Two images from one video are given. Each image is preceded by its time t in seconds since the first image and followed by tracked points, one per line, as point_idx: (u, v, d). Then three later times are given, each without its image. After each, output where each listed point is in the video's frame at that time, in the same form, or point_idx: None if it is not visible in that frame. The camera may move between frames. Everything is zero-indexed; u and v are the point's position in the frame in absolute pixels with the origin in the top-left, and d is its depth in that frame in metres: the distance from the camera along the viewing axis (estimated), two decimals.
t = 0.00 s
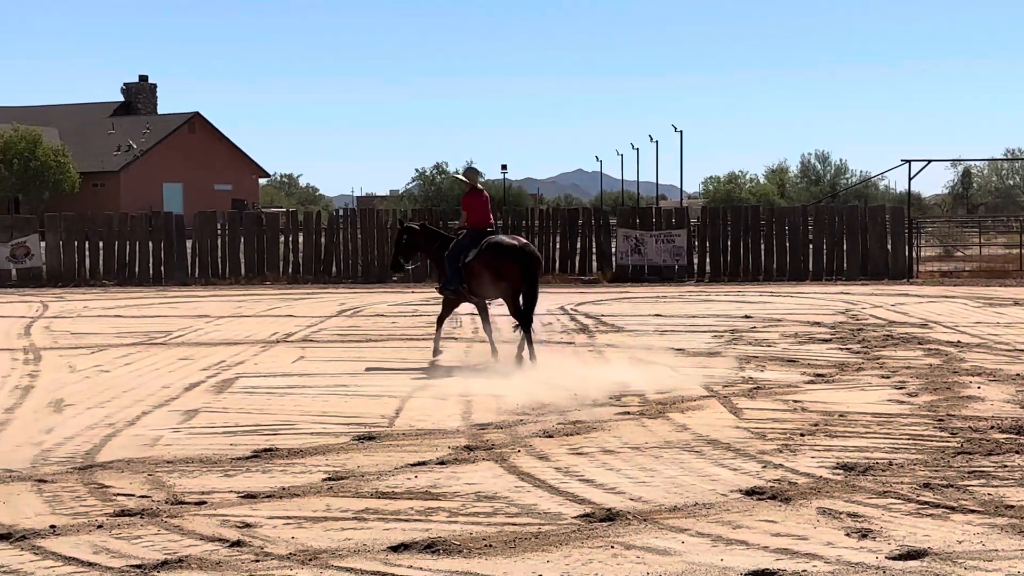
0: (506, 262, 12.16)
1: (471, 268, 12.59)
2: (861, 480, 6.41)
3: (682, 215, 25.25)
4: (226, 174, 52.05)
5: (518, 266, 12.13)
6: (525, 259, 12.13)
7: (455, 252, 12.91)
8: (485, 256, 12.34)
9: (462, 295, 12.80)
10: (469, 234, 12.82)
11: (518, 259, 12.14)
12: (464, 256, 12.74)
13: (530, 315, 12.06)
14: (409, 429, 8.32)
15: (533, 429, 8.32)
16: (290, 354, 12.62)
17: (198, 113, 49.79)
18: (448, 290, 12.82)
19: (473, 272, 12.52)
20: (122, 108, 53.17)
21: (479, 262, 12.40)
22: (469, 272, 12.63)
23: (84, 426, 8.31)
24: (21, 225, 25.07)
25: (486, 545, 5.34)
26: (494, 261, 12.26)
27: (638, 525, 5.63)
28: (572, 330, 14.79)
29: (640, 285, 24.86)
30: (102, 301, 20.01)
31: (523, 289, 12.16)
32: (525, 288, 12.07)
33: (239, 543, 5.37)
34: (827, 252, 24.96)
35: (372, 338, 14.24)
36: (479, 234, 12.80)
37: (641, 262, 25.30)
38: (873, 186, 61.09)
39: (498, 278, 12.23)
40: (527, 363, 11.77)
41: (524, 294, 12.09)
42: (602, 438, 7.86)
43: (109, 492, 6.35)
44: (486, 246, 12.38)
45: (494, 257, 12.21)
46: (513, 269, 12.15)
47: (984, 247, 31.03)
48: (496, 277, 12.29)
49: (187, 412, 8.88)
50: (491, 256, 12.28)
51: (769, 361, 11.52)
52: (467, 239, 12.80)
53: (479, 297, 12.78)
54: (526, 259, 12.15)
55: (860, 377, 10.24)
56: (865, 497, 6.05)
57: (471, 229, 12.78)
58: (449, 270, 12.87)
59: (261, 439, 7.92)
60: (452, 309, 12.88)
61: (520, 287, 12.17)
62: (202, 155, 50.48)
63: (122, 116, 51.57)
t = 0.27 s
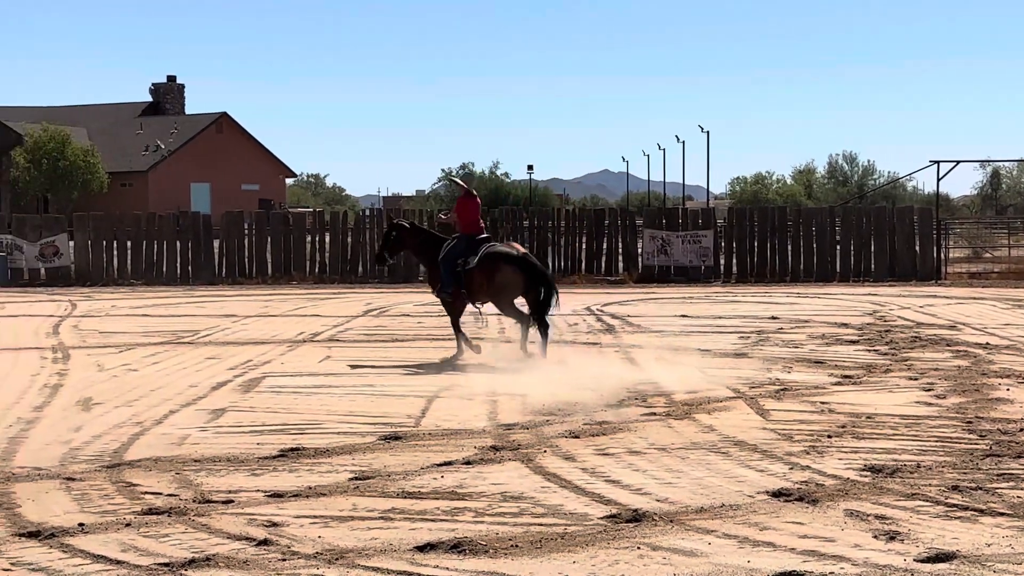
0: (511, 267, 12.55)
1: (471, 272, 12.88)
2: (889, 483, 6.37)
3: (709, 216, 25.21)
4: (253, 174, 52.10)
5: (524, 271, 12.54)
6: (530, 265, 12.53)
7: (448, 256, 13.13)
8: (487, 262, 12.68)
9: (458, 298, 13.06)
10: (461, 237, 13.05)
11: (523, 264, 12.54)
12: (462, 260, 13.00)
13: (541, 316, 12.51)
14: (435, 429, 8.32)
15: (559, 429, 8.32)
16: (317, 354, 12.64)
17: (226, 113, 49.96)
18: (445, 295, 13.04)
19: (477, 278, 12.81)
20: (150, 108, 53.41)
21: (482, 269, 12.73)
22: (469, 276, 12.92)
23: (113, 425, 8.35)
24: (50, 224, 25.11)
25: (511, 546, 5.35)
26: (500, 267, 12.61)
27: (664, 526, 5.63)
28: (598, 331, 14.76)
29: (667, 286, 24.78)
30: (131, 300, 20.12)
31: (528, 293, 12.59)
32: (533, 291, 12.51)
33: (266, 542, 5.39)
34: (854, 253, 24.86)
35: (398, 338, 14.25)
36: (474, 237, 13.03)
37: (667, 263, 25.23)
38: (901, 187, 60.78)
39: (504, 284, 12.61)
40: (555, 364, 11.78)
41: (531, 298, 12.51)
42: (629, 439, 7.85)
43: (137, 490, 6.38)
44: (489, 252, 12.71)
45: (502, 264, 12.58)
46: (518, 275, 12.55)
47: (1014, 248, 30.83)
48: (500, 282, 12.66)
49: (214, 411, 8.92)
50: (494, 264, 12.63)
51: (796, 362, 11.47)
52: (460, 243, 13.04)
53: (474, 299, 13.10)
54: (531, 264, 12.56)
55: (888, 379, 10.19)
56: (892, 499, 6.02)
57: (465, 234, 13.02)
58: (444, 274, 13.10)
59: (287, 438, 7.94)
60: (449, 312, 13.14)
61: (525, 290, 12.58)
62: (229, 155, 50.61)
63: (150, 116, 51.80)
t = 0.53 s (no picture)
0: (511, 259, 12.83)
1: (466, 264, 13.02)
2: (923, 485, 6.34)
3: (740, 217, 25.17)
4: (284, 174, 51.98)
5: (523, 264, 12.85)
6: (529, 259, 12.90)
7: (440, 249, 13.23)
8: (486, 253, 12.89)
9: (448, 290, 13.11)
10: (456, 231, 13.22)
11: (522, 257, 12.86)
12: (456, 252, 13.12)
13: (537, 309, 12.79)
14: (466, 429, 8.33)
15: (590, 430, 8.32)
16: (348, 353, 12.67)
17: (258, 113, 50.11)
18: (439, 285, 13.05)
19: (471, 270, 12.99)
20: (183, 108, 53.67)
21: (479, 260, 12.91)
22: (462, 268, 13.05)
23: (145, 424, 8.39)
24: (84, 224, 25.08)
25: (542, 546, 5.35)
26: (498, 259, 12.85)
27: (696, 528, 5.61)
28: (629, 332, 14.75)
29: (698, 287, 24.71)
30: (164, 299, 20.23)
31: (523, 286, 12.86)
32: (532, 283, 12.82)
33: (297, 541, 5.41)
34: (887, 254, 24.75)
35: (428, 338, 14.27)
36: (468, 232, 13.24)
37: (699, 263, 25.16)
38: (935, 187, 60.44)
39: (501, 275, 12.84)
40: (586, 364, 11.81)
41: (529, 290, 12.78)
42: (660, 440, 7.84)
43: (170, 489, 6.41)
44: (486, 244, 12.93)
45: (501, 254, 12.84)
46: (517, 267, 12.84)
47: None
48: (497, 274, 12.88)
49: (246, 411, 8.96)
50: (492, 255, 12.86)
51: (828, 363, 11.43)
52: (454, 236, 13.20)
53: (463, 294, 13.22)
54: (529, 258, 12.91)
55: (920, 381, 10.14)
56: (925, 502, 5.99)
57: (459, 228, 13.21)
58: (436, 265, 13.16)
59: (318, 438, 7.97)
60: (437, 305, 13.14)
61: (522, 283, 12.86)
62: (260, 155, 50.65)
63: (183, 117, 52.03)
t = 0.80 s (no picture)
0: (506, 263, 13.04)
1: (462, 268, 13.25)
2: (962, 487, 6.30)
3: (777, 217, 25.09)
4: (321, 174, 52.26)
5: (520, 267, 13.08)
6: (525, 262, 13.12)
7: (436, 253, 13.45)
8: (481, 256, 13.11)
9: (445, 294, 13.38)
10: (451, 234, 13.40)
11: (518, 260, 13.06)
12: (451, 256, 13.35)
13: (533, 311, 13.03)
14: (502, 429, 8.34)
15: (625, 430, 8.31)
16: (384, 353, 12.70)
17: (295, 113, 50.30)
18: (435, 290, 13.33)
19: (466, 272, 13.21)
20: (220, 109, 53.95)
21: (475, 264, 13.13)
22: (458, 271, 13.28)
23: (183, 423, 8.44)
24: (123, 224, 25.02)
25: (578, 546, 5.35)
26: (493, 262, 13.06)
27: (732, 528, 5.60)
28: (665, 332, 14.73)
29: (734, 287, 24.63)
30: (202, 299, 20.36)
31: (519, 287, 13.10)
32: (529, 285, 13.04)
33: (335, 540, 5.43)
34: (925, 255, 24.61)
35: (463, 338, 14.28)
36: (462, 236, 13.43)
37: (735, 263, 25.07)
38: (973, 187, 59.98)
39: (497, 279, 13.05)
40: (621, 364, 11.85)
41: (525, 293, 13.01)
42: (696, 440, 7.82)
43: (208, 487, 6.45)
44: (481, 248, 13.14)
45: (496, 258, 13.04)
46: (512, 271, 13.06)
47: None
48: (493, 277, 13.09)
49: (283, 410, 9.00)
50: (490, 256, 13.06)
51: (866, 364, 11.37)
52: (450, 240, 13.39)
53: (459, 297, 13.47)
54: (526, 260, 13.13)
55: (959, 382, 10.06)
56: (964, 503, 5.95)
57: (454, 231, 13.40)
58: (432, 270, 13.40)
59: (355, 438, 7.99)
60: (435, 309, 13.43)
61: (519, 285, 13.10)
62: (297, 155, 50.88)
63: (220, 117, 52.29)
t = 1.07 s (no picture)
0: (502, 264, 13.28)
1: (459, 269, 13.51)
2: (1005, 489, 6.25)
3: (817, 217, 24.97)
4: (360, 175, 52.45)
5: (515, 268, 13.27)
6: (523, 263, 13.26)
7: (433, 254, 13.72)
8: (478, 258, 13.36)
9: (442, 295, 13.63)
10: (447, 235, 13.65)
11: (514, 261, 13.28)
12: (449, 257, 13.60)
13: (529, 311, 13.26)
14: (541, 430, 8.35)
15: (665, 430, 8.29)
16: (423, 352, 12.72)
17: (335, 115, 50.47)
18: (434, 290, 13.58)
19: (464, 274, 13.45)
20: (260, 110, 54.22)
21: (472, 264, 13.37)
22: (456, 272, 13.53)
23: (225, 422, 8.48)
24: (164, 225, 25.12)
25: (619, 547, 5.34)
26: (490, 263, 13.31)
27: (774, 530, 5.58)
28: (704, 332, 14.70)
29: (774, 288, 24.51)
30: (242, 299, 20.49)
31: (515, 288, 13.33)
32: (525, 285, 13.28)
33: (375, 539, 5.45)
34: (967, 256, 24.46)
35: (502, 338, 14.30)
36: (459, 237, 13.66)
37: (775, 264, 24.98)
38: (1016, 187, 59.49)
39: (493, 280, 13.30)
40: (660, 364, 11.84)
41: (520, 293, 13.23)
42: (736, 441, 7.80)
43: (249, 487, 6.49)
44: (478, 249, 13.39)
45: (492, 259, 13.29)
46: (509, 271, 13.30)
47: None
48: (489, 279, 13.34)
49: (323, 410, 9.03)
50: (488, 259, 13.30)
51: (908, 365, 11.30)
52: (446, 241, 13.65)
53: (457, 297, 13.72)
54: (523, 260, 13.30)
55: (1002, 384, 9.98)
56: (1008, 506, 5.91)
57: (451, 233, 13.63)
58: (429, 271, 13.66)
59: (395, 438, 8.01)
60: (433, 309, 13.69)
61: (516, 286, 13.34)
62: (337, 156, 51.09)
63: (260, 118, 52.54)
